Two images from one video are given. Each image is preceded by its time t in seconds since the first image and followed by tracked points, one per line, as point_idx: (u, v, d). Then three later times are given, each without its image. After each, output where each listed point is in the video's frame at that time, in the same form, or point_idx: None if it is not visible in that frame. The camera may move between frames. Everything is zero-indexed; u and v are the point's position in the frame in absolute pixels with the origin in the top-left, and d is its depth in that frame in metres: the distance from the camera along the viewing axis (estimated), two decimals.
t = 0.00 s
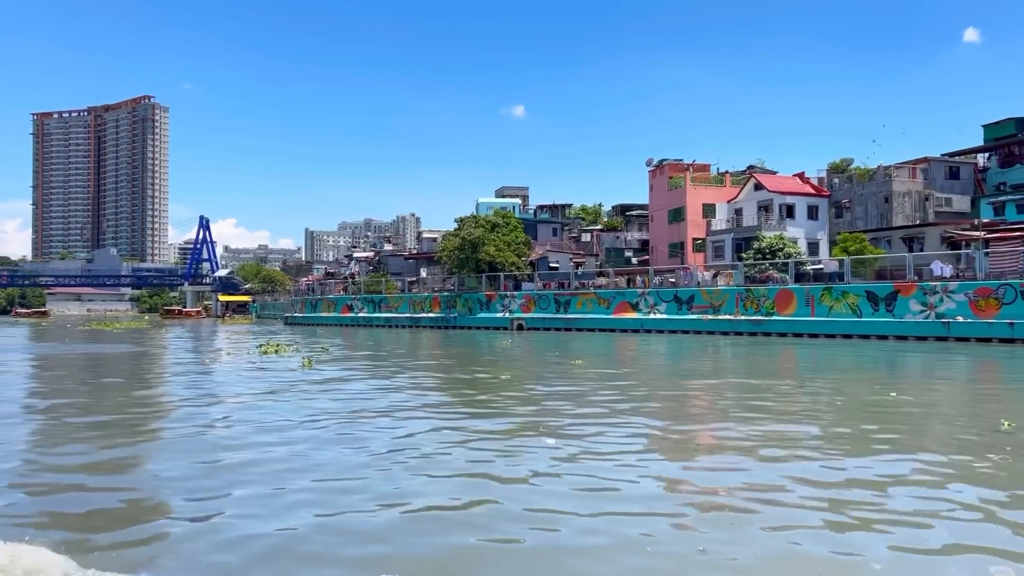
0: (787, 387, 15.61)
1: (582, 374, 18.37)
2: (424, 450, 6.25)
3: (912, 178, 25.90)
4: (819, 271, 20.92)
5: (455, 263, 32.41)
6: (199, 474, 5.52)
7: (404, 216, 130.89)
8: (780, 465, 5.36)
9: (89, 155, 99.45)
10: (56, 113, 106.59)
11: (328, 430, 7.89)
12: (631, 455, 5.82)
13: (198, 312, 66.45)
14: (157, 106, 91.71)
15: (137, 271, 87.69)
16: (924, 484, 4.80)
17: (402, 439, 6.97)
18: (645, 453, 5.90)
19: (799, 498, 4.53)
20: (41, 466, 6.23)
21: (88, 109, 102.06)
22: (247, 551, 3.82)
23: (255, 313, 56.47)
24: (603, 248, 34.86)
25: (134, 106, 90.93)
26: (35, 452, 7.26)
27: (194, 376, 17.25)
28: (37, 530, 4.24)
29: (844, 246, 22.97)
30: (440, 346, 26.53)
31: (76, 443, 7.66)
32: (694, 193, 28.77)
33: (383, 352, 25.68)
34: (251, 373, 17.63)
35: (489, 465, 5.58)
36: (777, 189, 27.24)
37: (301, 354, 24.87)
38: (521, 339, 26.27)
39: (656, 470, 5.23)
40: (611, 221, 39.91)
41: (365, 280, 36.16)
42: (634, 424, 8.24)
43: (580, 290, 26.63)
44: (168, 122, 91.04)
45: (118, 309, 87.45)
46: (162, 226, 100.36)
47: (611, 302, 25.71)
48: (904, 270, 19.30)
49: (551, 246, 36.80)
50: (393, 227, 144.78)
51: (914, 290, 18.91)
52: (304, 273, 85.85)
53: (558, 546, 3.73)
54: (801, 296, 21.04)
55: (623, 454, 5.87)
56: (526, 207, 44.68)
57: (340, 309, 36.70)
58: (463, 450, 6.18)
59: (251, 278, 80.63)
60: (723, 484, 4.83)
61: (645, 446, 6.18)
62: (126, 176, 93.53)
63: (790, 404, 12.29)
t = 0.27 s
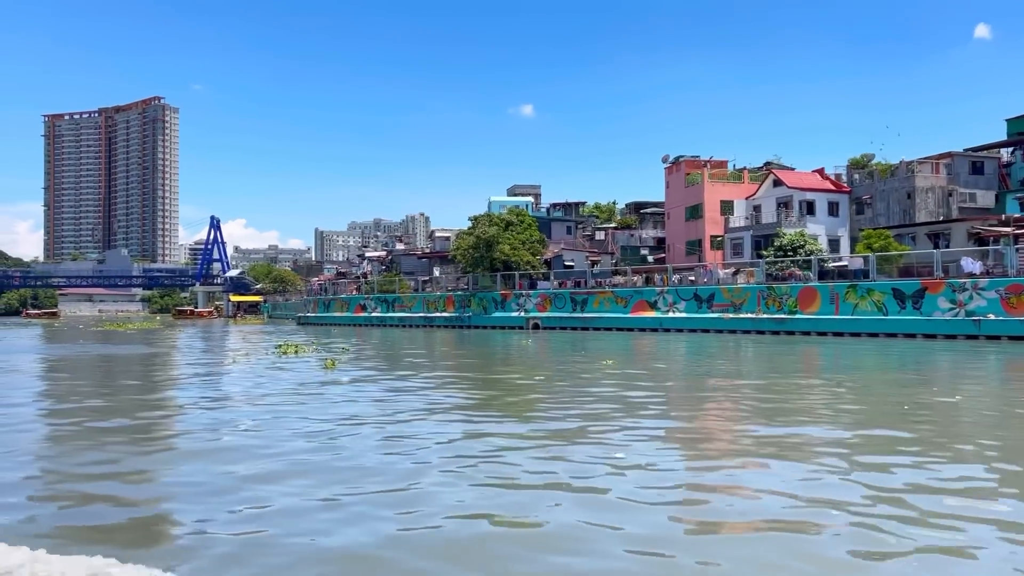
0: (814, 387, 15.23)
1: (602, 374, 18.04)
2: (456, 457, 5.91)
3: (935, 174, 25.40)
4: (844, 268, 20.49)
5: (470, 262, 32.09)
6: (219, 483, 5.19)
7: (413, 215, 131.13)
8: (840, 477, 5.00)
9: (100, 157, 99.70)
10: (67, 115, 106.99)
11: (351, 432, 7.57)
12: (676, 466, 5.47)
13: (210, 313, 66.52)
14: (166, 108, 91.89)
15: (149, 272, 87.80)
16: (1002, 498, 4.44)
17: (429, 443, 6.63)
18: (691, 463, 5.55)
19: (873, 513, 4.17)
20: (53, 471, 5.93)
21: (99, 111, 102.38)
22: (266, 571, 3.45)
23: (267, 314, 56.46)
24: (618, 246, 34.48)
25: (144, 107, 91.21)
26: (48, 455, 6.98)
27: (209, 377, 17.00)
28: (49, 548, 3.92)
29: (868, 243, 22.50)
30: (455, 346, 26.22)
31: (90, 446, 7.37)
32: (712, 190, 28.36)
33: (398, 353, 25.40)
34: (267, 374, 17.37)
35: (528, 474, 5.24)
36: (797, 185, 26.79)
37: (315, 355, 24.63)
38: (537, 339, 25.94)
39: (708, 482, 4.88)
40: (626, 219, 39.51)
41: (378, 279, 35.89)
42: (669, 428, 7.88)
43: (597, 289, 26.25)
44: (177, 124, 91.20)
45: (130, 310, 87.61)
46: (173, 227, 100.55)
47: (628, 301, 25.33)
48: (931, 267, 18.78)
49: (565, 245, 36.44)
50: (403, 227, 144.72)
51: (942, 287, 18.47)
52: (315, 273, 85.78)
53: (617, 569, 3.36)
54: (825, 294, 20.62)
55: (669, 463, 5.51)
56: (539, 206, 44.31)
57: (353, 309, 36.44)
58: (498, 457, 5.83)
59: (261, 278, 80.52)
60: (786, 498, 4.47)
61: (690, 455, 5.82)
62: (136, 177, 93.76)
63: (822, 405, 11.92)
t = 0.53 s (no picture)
0: (842, 387, 14.85)
1: (624, 375, 17.68)
2: (494, 465, 5.55)
3: (959, 169, 24.94)
4: (869, 265, 20.08)
5: (483, 261, 31.77)
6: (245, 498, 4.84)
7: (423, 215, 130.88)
8: (910, 489, 4.67)
9: (110, 158, 99.90)
10: (78, 117, 107.28)
11: (377, 434, 7.23)
12: (733, 475, 5.10)
13: (221, 313, 66.37)
14: (176, 109, 91.84)
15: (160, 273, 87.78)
16: None
17: (462, 449, 6.29)
18: (748, 472, 5.18)
19: (967, 537, 3.79)
20: (68, 483, 5.60)
21: (109, 113, 102.61)
22: None
23: (278, 314, 56.25)
24: (633, 244, 34.09)
25: (154, 108, 91.25)
26: (63, 461, 6.67)
27: (224, 378, 16.71)
28: (65, 571, 3.58)
29: (892, 240, 22.08)
30: (470, 346, 25.92)
31: (106, 450, 7.05)
32: (730, 187, 27.95)
33: (413, 353, 25.11)
34: (282, 375, 17.09)
35: (574, 486, 4.88)
36: (817, 182, 26.37)
37: (329, 355, 24.35)
38: (553, 338, 25.61)
39: (771, 496, 4.55)
40: (640, 217, 39.09)
41: (391, 279, 35.60)
42: (710, 430, 7.51)
43: (614, 288, 25.89)
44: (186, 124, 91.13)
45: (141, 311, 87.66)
46: (184, 228, 100.56)
47: (646, 300, 24.94)
48: (960, 264, 18.45)
49: (580, 243, 36.07)
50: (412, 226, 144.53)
51: (972, 285, 18.05)
52: (325, 274, 85.72)
53: None
54: (850, 292, 20.21)
55: (725, 473, 5.14)
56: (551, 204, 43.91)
57: (366, 309, 36.17)
58: (539, 466, 5.48)
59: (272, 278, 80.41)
60: (865, 518, 4.10)
61: (744, 463, 5.45)
62: (147, 178, 93.78)
63: (856, 407, 11.56)
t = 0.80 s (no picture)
0: (872, 387, 14.48)
1: (644, 375, 17.32)
2: (533, 467, 5.20)
3: (982, 165, 24.48)
4: (894, 264, 19.68)
5: (497, 261, 31.45)
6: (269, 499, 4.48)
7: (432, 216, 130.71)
8: (988, 496, 4.33)
9: (121, 160, 100.04)
10: (88, 119, 107.52)
11: (402, 433, 6.90)
12: (791, 481, 4.72)
13: (232, 314, 66.23)
14: (186, 110, 91.88)
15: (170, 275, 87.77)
16: None
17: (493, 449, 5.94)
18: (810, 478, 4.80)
19: None
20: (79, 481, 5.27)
21: (119, 115, 102.81)
22: None
23: (289, 316, 56.05)
24: (648, 243, 33.71)
25: (164, 110, 91.35)
26: (78, 462, 6.38)
27: (238, 379, 16.44)
28: None
29: (917, 238, 21.66)
30: (485, 347, 25.60)
31: (120, 449, 6.76)
32: (747, 185, 27.55)
33: (427, 354, 24.80)
34: (298, 376, 16.82)
35: (624, 490, 4.55)
36: (837, 179, 25.95)
37: (343, 356, 24.07)
38: (569, 339, 25.27)
39: (839, 502, 4.22)
40: (654, 216, 38.71)
41: (403, 280, 35.32)
42: (752, 433, 7.16)
43: (631, 287, 25.52)
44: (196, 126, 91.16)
45: (151, 313, 87.67)
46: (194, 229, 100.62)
47: (664, 300, 24.56)
48: (988, 262, 18.12)
49: (594, 242, 35.72)
50: (421, 227, 144.33)
51: (1001, 284, 17.63)
52: (335, 275, 85.68)
53: None
54: (874, 291, 19.81)
55: (785, 479, 4.75)
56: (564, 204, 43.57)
57: (379, 309, 35.90)
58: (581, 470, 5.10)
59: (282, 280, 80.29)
60: (949, 527, 3.76)
61: (802, 468, 5.07)
62: (157, 180, 93.86)
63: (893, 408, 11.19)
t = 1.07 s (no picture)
0: (902, 389, 14.08)
1: (664, 377, 16.97)
2: (575, 471, 4.83)
3: (1005, 163, 24.02)
4: (919, 263, 19.25)
5: (510, 262, 31.12)
6: (293, 514, 4.11)
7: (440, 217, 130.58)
8: None
9: (129, 162, 100.18)
10: (96, 121, 107.75)
11: (428, 434, 6.57)
12: (859, 492, 4.35)
13: (241, 316, 66.12)
14: (194, 112, 91.93)
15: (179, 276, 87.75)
16: None
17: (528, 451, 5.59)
18: (878, 488, 4.43)
19: None
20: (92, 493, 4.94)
21: (128, 117, 102.97)
22: None
23: (299, 317, 55.86)
24: (662, 243, 33.32)
25: (173, 112, 91.48)
26: (92, 469, 6.06)
27: (251, 381, 16.16)
28: None
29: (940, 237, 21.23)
30: (499, 348, 25.26)
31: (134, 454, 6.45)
32: (764, 183, 27.14)
33: (441, 355, 24.48)
34: (312, 378, 16.51)
35: (685, 502, 4.19)
36: (856, 177, 25.52)
37: (356, 357, 23.76)
38: (585, 340, 24.91)
39: (926, 518, 3.85)
40: (667, 216, 38.31)
41: (415, 280, 35.02)
42: (797, 436, 6.79)
43: (647, 288, 25.13)
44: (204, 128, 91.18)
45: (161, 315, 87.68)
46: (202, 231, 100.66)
47: (681, 301, 24.19)
48: (1016, 261, 17.70)
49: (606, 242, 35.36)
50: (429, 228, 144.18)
51: None
52: (344, 276, 85.55)
53: None
54: (898, 291, 19.39)
55: (851, 489, 4.38)
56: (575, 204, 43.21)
57: (390, 311, 35.65)
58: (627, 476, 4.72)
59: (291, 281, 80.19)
60: None
61: (867, 477, 4.71)
62: (166, 182, 93.93)
63: (930, 411, 10.80)
